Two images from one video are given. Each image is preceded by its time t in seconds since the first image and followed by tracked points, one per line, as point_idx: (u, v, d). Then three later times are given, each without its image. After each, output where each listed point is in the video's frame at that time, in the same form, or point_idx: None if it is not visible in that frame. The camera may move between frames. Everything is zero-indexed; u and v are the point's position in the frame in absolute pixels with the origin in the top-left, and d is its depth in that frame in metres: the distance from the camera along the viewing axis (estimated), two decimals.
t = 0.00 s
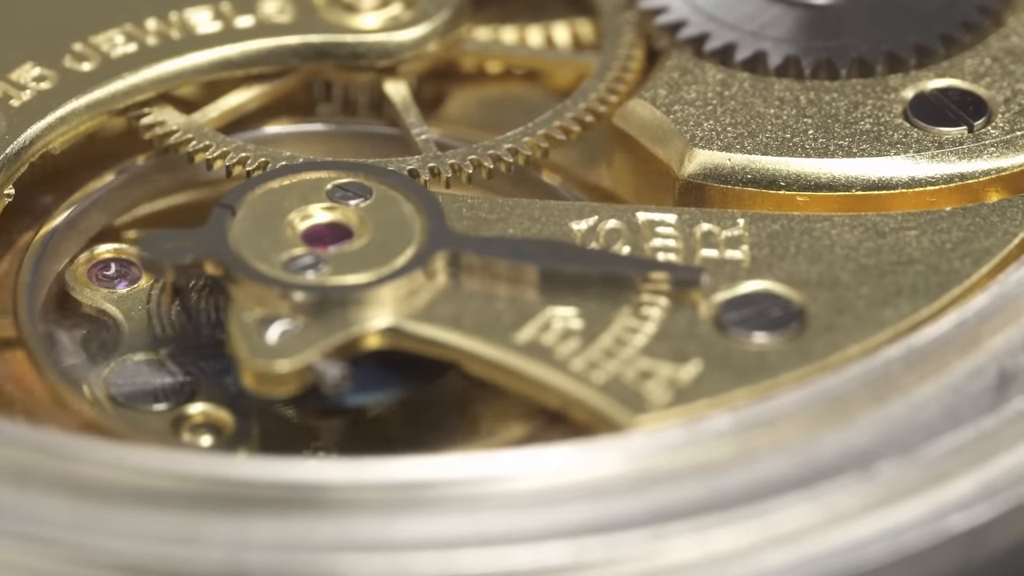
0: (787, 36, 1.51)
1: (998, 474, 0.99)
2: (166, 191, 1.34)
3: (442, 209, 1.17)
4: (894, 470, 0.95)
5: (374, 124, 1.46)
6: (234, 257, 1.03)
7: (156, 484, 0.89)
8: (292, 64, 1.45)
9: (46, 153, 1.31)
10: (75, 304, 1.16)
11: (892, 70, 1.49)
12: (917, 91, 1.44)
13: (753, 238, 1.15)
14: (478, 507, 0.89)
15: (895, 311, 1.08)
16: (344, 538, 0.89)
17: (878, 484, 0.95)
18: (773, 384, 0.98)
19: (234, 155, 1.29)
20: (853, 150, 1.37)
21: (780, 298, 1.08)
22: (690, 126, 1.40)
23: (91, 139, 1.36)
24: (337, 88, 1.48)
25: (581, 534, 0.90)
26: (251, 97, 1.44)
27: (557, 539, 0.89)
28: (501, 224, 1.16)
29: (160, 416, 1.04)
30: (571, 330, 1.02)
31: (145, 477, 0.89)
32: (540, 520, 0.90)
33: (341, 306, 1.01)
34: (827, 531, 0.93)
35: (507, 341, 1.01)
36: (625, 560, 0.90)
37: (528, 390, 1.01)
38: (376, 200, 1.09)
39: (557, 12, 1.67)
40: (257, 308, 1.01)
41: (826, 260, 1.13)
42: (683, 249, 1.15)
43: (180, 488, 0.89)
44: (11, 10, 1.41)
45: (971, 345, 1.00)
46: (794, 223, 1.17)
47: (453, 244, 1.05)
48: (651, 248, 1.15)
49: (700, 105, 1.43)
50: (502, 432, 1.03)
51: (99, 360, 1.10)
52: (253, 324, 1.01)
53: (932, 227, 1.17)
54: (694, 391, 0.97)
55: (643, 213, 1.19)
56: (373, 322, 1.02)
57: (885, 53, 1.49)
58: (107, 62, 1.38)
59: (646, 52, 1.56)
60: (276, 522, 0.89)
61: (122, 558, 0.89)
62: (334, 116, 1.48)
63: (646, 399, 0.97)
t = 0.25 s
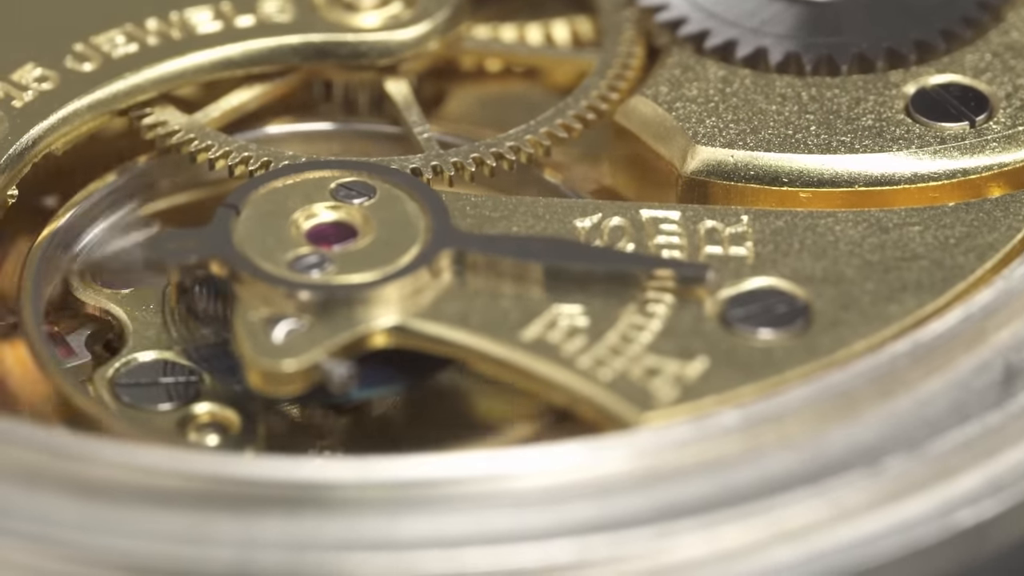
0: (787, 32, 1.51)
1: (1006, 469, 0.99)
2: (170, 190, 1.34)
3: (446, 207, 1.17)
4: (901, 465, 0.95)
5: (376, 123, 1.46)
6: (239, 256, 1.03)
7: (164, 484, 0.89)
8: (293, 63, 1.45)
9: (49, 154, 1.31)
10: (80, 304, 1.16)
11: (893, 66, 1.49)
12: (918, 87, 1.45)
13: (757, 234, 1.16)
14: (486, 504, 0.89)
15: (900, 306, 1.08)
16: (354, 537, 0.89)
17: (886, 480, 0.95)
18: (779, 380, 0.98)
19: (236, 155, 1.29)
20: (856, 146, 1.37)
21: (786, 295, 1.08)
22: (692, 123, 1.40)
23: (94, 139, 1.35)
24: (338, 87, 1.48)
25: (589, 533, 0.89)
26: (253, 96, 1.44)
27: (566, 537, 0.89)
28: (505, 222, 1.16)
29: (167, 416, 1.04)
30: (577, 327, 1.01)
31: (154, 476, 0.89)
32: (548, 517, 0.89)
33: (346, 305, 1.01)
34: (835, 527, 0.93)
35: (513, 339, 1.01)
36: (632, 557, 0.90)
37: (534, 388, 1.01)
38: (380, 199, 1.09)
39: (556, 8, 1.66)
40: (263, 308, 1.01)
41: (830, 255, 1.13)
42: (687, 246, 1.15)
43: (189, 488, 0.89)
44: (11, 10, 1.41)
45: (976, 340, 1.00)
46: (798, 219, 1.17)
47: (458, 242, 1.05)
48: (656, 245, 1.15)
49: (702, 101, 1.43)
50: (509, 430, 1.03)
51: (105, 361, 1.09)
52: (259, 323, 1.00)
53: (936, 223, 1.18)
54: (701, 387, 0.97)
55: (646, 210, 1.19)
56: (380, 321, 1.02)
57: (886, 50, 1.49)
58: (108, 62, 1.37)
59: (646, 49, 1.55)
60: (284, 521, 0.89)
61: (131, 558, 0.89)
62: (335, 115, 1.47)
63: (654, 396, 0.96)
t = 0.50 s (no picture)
0: (787, 29, 1.51)
1: (1012, 464, 0.98)
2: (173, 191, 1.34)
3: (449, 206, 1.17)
4: (908, 461, 0.95)
5: (378, 123, 1.46)
6: (243, 256, 1.03)
7: (171, 483, 0.89)
8: (294, 63, 1.45)
9: (51, 154, 1.31)
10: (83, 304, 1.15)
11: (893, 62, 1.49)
12: (919, 84, 1.45)
13: (761, 231, 1.16)
14: (493, 501, 0.89)
15: (905, 302, 1.08)
16: (363, 535, 0.88)
17: (893, 476, 0.95)
18: (785, 377, 0.98)
19: (238, 154, 1.29)
20: (858, 143, 1.37)
21: (790, 292, 1.08)
22: (694, 120, 1.40)
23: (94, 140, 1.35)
24: (338, 86, 1.48)
25: (598, 530, 0.89)
26: (254, 96, 1.44)
27: (575, 534, 0.89)
28: (508, 220, 1.16)
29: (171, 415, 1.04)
30: (582, 325, 1.01)
31: (161, 476, 0.89)
32: (557, 515, 0.89)
33: (351, 304, 1.01)
34: (842, 523, 0.93)
35: (519, 337, 1.01)
36: (640, 555, 0.90)
37: (540, 386, 1.01)
38: (383, 198, 1.09)
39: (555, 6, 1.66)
40: (268, 307, 1.01)
41: (834, 252, 1.13)
42: (691, 243, 1.15)
43: (195, 488, 0.89)
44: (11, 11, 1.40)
45: (981, 336, 1.00)
46: (801, 216, 1.17)
47: (462, 240, 1.05)
48: (660, 243, 1.15)
49: (704, 99, 1.43)
50: (513, 428, 1.03)
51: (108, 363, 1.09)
52: (265, 323, 1.00)
53: (939, 219, 1.18)
54: (707, 385, 0.97)
55: (649, 207, 1.19)
56: (385, 320, 1.02)
57: (886, 46, 1.49)
58: (109, 62, 1.37)
59: (646, 47, 1.55)
60: (293, 520, 0.89)
61: (138, 557, 0.89)
62: (336, 115, 1.47)
63: (660, 393, 0.96)
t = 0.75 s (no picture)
0: (788, 27, 1.51)
1: (1016, 459, 0.99)
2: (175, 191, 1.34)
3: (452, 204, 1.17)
4: (914, 457, 0.95)
5: (379, 122, 1.45)
6: (248, 255, 1.02)
7: (178, 483, 0.88)
8: (294, 63, 1.45)
9: (53, 154, 1.30)
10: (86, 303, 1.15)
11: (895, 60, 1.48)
12: (920, 80, 1.45)
13: (764, 228, 1.16)
14: (501, 499, 0.89)
15: (909, 298, 1.08)
16: (372, 535, 0.88)
17: (898, 472, 0.95)
18: (791, 373, 0.98)
19: (241, 154, 1.28)
20: (860, 139, 1.37)
21: (795, 289, 1.08)
22: (696, 118, 1.39)
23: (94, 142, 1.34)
24: (338, 85, 1.47)
25: (607, 528, 0.89)
26: (255, 95, 1.43)
27: (583, 532, 0.89)
28: (511, 218, 1.16)
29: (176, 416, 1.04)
30: (587, 323, 1.01)
31: (168, 476, 0.88)
32: (565, 513, 0.89)
33: (356, 303, 1.01)
34: (849, 519, 0.93)
35: (524, 335, 1.01)
36: (648, 552, 0.90)
37: (544, 384, 1.00)
38: (386, 197, 1.09)
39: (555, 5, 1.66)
40: (273, 307, 1.01)
41: (837, 249, 1.13)
42: (694, 241, 1.15)
43: (203, 488, 0.88)
44: (11, 12, 1.40)
45: (986, 331, 1.00)
46: (803, 214, 1.18)
47: (467, 238, 1.05)
48: (663, 240, 1.15)
49: (705, 96, 1.43)
50: (515, 428, 1.04)
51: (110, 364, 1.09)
52: (270, 322, 1.00)
53: (941, 215, 1.18)
54: (713, 382, 0.97)
55: (652, 205, 1.19)
56: (391, 318, 1.02)
57: (887, 43, 1.49)
58: (110, 62, 1.37)
59: (646, 45, 1.55)
60: (301, 519, 0.88)
61: (148, 557, 0.89)
62: (336, 113, 1.47)
63: (666, 391, 0.96)
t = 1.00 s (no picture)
0: (787, 24, 1.51)
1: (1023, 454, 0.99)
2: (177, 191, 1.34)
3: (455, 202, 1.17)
4: (920, 453, 0.96)
5: (379, 120, 1.45)
6: (252, 255, 1.02)
7: (184, 482, 0.88)
8: (295, 62, 1.45)
9: (56, 154, 1.30)
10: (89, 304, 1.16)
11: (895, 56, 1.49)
12: (920, 77, 1.45)
13: (767, 225, 1.16)
14: (507, 498, 0.88)
15: (913, 295, 1.08)
16: (379, 535, 0.88)
17: (904, 468, 0.95)
18: (797, 370, 0.98)
19: (242, 154, 1.28)
20: (862, 136, 1.37)
21: (800, 285, 1.08)
22: (697, 115, 1.40)
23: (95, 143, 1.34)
24: (338, 84, 1.47)
25: (614, 525, 0.90)
26: (256, 95, 1.43)
27: (590, 530, 0.89)
28: (515, 217, 1.16)
29: (181, 416, 1.04)
30: (592, 321, 1.01)
31: (174, 476, 0.88)
32: (574, 511, 0.89)
33: (360, 302, 1.01)
34: (855, 515, 0.94)
35: (529, 333, 1.01)
36: (657, 549, 0.90)
37: (549, 382, 1.00)
38: (389, 196, 1.09)
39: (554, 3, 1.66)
40: (278, 306, 1.01)
41: (840, 246, 1.14)
42: (697, 238, 1.15)
43: (211, 488, 0.88)
44: (11, 12, 1.40)
45: (991, 327, 1.00)
46: (806, 211, 1.18)
47: (471, 237, 1.05)
48: (666, 238, 1.15)
49: (706, 93, 1.43)
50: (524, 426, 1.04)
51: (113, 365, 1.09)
52: (275, 321, 1.00)
53: (944, 211, 1.19)
54: (718, 379, 0.97)
55: (655, 203, 1.19)
56: (395, 317, 1.02)
57: (887, 39, 1.49)
58: (111, 62, 1.37)
59: (646, 42, 1.55)
60: (309, 518, 0.88)
61: (156, 557, 0.89)
62: (336, 113, 1.46)
63: (672, 388, 0.96)
